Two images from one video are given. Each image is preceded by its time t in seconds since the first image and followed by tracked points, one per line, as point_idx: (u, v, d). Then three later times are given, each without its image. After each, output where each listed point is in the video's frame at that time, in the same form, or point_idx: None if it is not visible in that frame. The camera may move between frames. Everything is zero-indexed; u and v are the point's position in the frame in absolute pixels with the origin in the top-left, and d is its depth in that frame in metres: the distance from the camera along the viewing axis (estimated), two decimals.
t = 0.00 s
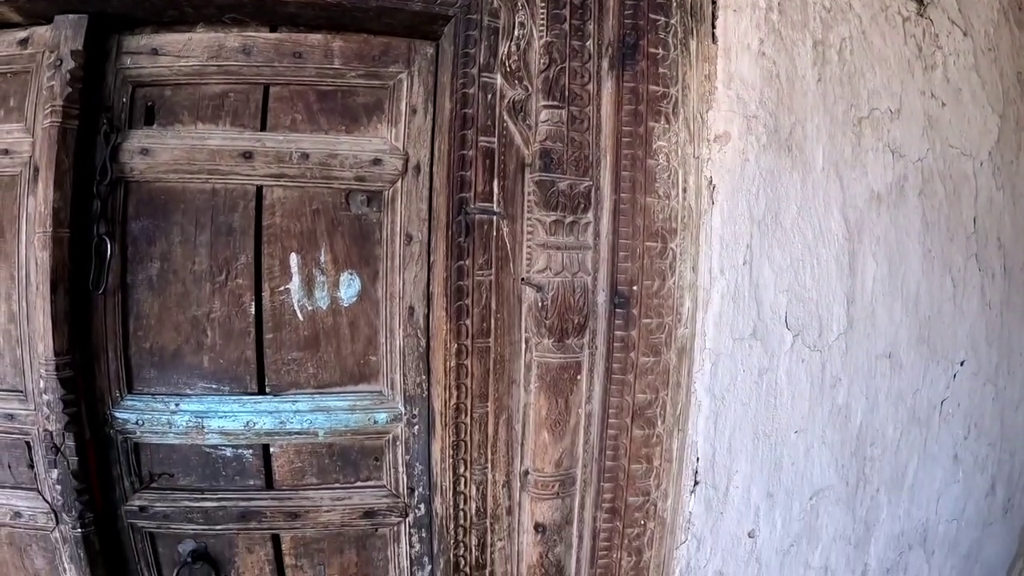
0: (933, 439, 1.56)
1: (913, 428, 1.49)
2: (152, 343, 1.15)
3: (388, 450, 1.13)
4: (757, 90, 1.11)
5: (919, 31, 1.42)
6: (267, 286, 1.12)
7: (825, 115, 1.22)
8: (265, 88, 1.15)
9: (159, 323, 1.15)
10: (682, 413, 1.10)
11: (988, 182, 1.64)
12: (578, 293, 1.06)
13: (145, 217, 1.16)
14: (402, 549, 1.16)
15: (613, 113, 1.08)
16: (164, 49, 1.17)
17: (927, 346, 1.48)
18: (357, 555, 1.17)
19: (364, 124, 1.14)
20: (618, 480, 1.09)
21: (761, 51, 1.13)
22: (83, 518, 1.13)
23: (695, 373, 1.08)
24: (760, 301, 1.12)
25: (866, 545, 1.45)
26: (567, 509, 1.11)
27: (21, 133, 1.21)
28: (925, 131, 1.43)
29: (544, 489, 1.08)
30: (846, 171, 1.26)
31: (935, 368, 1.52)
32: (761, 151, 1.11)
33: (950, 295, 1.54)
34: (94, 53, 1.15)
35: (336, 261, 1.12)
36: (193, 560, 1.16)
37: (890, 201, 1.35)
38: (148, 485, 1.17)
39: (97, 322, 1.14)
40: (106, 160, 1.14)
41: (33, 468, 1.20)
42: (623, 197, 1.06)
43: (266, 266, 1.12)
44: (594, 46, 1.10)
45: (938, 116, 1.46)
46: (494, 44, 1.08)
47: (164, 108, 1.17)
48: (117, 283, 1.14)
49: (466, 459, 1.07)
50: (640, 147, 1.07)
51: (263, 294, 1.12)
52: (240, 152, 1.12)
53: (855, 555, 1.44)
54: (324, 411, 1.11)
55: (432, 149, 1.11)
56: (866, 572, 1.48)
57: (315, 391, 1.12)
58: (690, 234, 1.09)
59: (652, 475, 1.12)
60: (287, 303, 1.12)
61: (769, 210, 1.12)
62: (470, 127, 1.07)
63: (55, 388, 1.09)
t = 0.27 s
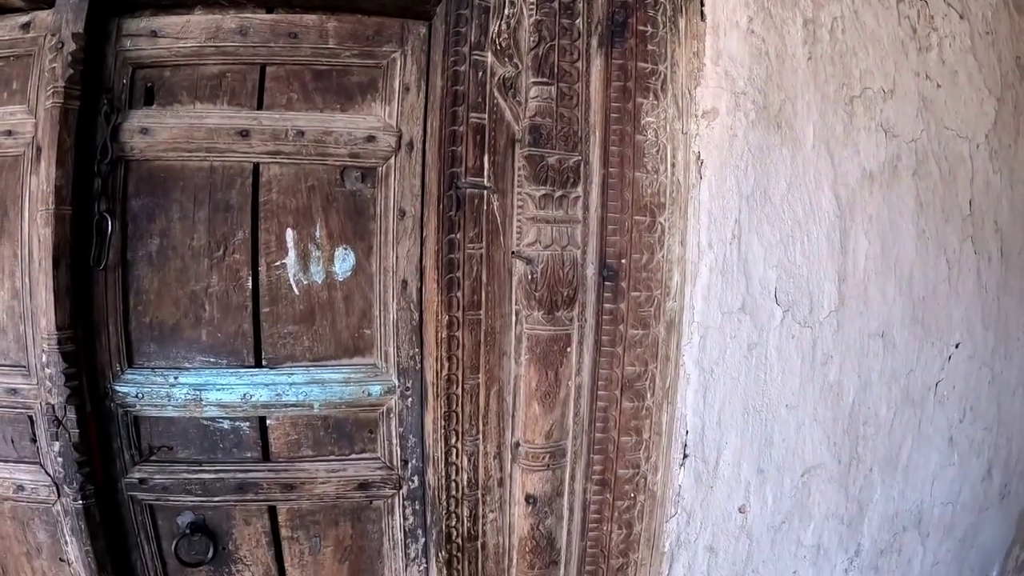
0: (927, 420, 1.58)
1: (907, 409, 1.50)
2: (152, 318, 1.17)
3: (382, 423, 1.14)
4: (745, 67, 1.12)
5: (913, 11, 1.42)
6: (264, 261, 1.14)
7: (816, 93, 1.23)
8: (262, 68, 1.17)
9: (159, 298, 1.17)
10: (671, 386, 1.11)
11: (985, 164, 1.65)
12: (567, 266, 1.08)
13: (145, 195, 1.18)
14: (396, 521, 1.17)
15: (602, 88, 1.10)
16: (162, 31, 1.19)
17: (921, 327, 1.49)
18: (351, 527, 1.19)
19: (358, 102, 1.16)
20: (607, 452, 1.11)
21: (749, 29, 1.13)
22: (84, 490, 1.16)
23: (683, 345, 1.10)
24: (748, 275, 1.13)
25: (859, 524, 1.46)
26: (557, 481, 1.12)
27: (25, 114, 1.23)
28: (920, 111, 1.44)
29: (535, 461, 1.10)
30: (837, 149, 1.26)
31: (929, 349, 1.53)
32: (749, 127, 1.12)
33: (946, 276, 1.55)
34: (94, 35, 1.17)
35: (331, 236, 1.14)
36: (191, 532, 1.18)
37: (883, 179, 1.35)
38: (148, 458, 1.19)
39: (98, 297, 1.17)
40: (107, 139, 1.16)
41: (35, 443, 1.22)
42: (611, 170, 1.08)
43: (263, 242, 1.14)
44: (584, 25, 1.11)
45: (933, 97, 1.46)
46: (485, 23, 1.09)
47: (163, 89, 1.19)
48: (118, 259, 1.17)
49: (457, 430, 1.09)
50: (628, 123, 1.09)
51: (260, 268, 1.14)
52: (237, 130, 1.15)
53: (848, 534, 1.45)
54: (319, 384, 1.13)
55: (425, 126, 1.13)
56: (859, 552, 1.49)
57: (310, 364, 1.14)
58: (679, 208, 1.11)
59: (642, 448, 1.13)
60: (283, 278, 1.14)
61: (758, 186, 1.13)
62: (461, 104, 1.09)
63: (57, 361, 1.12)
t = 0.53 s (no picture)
0: (920, 405, 1.59)
1: (899, 392, 1.52)
2: (156, 299, 1.21)
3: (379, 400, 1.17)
4: (733, 53, 1.14)
5: None
6: (265, 242, 1.18)
7: (805, 78, 1.25)
8: (262, 57, 1.21)
9: (163, 280, 1.21)
10: (661, 363, 1.14)
11: (980, 152, 1.66)
12: (558, 246, 1.11)
13: (150, 180, 1.22)
14: (393, 497, 1.20)
15: (592, 74, 1.13)
16: (166, 21, 1.23)
17: (913, 311, 1.51)
18: (350, 503, 1.22)
19: (356, 88, 1.19)
20: (598, 428, 1.14)
21: (738, 15, 1.14)
22: (90, 466, 1.20)
23: (671, 324, 1.13)
24: (737, 256, 1.15)
25: (851, 506, 1.49)
26: (549, 457, 1.15)
27: (32, 102, 1.27)
28: (912, 98, 1.45)
29: (527, 437, 1.12)
30: (827, 133, 1.29)
31: (922, 334, 1.55)
32: (737, 112, 1.14)
33: (939, 261, 1.56)
34: (100, 26, 1.21)
35: (330, 218, 1.17)
36: (194, 507, 1.21)
37: (874, 163, 1.37)
38: (152, 435, 1.23)
39: (104, 279, 1.20)
40: (113, 126, 1.20)
41: (43, 421, 1.26)
42: (601, 153, 1.12)
43: (264, 224, 1.18)
44: (575, 12, 1.13)
45: (926, 84, 1.48)
46: (478, 11, 1.14)
47: (167, 77, 1.23)
48: (123, 242, 1.21)
49: (452, 406, 1.12)
50: (618, 107, 1.13)
51: (261, 250, 1.18)
52: (239, 116, 1.18)
53: (839, 515, 1.47)
54: (318, 361, 1.16)
55: (420, 111, 1.15)
56: (851, 534, 1.52)
57: (309, 342, 1.18)
58: (668, 189, 1.14)
59: (633, 424, 1.15)
60: (284, 258, 1.17)
61: (747, 169, 1.16)
62: (455, 89, 1.13)
63: (64, 340, 1.16)
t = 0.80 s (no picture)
0: (913, 388, 1.60)
1: (891, 374, 1.53)
2: (156, 277, 1.24)
3: (372, 374, 1.20)
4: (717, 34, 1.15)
5: None
6: (261, 221, 1.21)
7: (792, 60, 1.27)
8: (258, 42, 1.24)
9: (162, 259, 1.24)
10: (647, 339, 1.16)
11: (973, 136, 1.67)
12: (545, 223, 1.14)
13: (150, 162, 1.25)
14: (385, 471, 1.23)
15: (578, 56, 1.16)
16: (164, 9, 1.27)
17: (905, 294, 1.52)
18: (344, 478, 1.25)
19: (349, 72, 1.22)
20: (585, 402, 1.17)
21: None
22: (92, 440, 1.23)
23: (657, 301, 1.14)
24: (722, 233, 1.17)
25: (842, 487, 1.50)
26: (538, 431, 1.17)
27: (35, 89, 1.31)
28: (902, 81, 1.46)
29: (516, 410, 1.15)
30: (815, 114, 1.30)
31: (914, 317, 1.55)
32: (721, 93, 1.16)
33: (931, 244, 1.57)
34: (101, 13, 1.24)
35: (325, 197, 1.20)
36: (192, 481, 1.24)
37: (863, 145, 1.39)
38: (152, 411, 1.26)
39: (105, 259, 1.24)
40: (113, 110, 1.24)
41: (46, 397, 1.29)
42: (586, 133, 1.15)
43: (260, 203, 1.21)
44: None
45: (916, 68, 1.49)
46: None
47: (166, 63, 1.26)
48: (124, 222, 1.24)
49: (442, 379, 1.15)
50: (603, 88, 1.15)
51: (257, 229, 1.21)
52: (236, 100, 1.22)
53: (830, 496, 1.48)
54: (313, 337, 1.20)
55: (412, 94, 1.18)
56: (842, 516, 1.53)
57: (304, 319, 1.21)
58: (653, 167, 1.16)
59: (619, 399, 1.19)
60: (279, 237, 1.21)
61: (732, 148, 1.18)
62: (445, 72, 1.16)
63: (67, 317, 1.19)
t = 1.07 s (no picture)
0: (907, 368, 1.61)
1: (885, 354, 1.53)
2: (155, 256, 1.27)
3: (367, 349, 1.23)
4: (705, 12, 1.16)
5: None
6: (258, 200, 1.23)
7: (782, 39, 1.27)
8: (254, 25, 1.26)
9: (162, 238, 1.27)
10: (637, 313, 1.18)
11: (969, 119, 1.67)
12: (536, 198, 1.16)
13: (149, 144, 1.28)
14: (381, 445, 1.25)
15: (568, 35, 1.17)
16: None
17: (899, 274, 1.53)
18: (340, 452, 1.27)
19: (343, 53, 1.24)
20: (575, 374, 1.19)
21: None
22: (93, 416, 1.26)
23: (646, 274, 1.16)
24: (710, 209, 1.19)
25: (835, 466, 1.51)
26: (530, 404, 1.19)
27: (37, 74, 1.34)
28: (895, 61, 1.47)
29: (508, 383, 1.17)
30: (806, 93, 1.31)
31: (908, 297, 1.56)
32: (710, 70, 1.17)
33: (925, 224, 1.58)
34: None
35: (320, 176, 1.23)
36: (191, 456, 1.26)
37: (855, 124, 1.40)
38: (151, 387, 1.29)
39: (106, 238, 1.27)
40: (113, 93, 1.26)
41: (48, 375, 1.32)
42: (576, 110, 1.17)
43: (257, 182, 1.23)
44: None
45: (910, 48, 1.50)
46: None
47: (164, 47, 1.29)
48: (124, 203, 1.27)
49: (435, 353, 1.17)
50: (592, 66, 1.17)
51: (254, 207, 1.23)
52: (232, 82, 1.24)
53: (824, 474, 1.49)
54: (308, 313, 1.22)
55: (405, 74, 1.20)
56: (836, 495, 1.54)
57: (300, 295, 1.23)
58: (643, 143, 1.17)
59: (611, 372, 1.20)
60: (276, 215, 1.23)
61: (720, 125, 1.19)
62: (436, 51, 1.18)
63: (69, 295, 1.22)
